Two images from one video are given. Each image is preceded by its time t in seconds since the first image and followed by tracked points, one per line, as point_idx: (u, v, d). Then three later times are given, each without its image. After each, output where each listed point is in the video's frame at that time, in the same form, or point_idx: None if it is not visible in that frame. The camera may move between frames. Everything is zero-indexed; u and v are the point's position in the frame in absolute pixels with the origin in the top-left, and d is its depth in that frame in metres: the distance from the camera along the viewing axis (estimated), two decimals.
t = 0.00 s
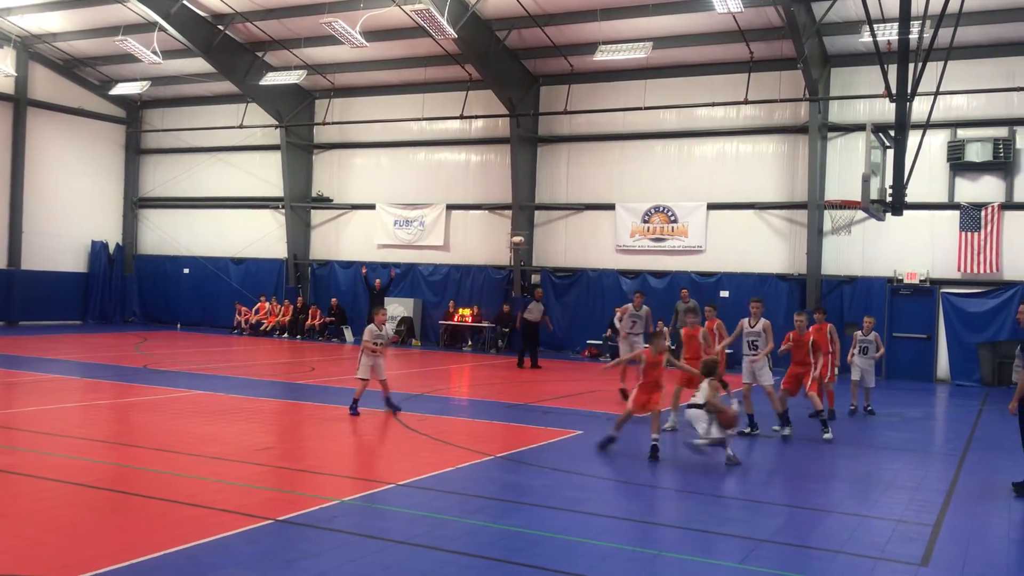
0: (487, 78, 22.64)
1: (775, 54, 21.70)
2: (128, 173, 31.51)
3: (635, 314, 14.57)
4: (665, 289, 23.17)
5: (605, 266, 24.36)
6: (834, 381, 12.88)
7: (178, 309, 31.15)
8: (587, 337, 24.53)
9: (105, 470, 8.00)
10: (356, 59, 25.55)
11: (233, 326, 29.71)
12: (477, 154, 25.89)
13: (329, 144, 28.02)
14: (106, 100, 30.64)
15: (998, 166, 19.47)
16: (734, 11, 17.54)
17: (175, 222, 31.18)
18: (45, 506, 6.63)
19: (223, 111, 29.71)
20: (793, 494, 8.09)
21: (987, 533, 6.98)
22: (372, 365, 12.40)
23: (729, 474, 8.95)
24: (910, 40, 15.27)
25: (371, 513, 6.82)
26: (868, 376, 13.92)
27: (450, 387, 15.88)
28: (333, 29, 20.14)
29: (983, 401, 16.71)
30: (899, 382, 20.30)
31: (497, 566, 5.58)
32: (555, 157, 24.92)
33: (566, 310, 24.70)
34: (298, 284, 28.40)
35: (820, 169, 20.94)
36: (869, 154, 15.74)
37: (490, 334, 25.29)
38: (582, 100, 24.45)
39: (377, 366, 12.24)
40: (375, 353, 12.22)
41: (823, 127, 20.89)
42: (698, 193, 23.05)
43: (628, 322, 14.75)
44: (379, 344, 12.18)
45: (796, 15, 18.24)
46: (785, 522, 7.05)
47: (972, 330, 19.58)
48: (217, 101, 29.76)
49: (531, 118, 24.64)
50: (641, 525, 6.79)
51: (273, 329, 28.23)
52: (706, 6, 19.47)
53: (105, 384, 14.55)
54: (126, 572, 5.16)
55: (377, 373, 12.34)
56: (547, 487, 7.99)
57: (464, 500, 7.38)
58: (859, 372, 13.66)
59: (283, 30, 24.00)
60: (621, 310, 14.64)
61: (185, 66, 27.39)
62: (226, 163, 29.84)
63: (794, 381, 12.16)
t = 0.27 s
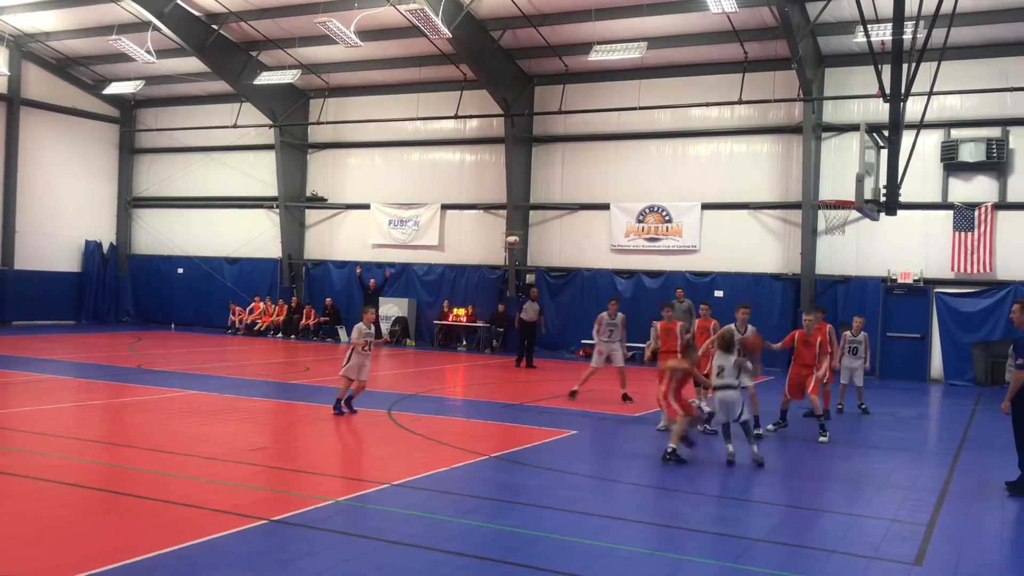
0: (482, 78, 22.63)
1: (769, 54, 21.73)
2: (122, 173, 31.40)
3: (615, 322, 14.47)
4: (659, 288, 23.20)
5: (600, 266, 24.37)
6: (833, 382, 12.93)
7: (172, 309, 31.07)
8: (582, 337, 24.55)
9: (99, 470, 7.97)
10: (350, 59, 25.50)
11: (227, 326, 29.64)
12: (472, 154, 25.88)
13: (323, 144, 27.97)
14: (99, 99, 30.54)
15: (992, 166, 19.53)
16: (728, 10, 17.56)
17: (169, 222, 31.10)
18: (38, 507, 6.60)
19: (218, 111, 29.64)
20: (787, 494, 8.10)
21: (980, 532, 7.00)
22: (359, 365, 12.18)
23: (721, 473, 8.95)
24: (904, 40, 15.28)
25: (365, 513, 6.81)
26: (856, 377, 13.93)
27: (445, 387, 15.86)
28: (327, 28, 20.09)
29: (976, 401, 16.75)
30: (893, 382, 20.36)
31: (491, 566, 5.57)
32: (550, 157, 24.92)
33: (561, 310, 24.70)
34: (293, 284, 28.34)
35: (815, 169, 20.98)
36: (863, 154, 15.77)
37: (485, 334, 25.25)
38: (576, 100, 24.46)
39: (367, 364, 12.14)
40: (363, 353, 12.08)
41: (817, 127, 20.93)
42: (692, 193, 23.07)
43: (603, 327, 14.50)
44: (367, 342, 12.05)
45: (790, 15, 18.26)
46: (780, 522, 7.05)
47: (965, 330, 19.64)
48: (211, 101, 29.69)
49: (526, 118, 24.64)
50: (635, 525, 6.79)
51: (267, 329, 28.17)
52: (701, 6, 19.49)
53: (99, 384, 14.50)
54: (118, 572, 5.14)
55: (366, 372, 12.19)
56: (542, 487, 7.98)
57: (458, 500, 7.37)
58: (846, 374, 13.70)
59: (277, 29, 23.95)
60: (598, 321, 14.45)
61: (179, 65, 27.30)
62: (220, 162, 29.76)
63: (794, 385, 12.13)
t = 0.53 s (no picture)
0: (476, 78, 22.63)
1: (762, 55, 21.76)
2: (115, 172, 31.28)
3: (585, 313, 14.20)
4: (653, 288, 23.24)
5: (594, 266, 24.38)
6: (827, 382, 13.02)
7: (165, 309, 30.97)
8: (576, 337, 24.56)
9: (92, 470, 7.94)
10: (343, 58, 25.46)
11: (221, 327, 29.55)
12: (466, 154, 25.86)
13: (316, 143, 27.91)
14: (92, 99, 30.43)
15: (984, 166, 19.61)
16: (721, 11, 17.59)
17: (162, 222, 31.00)
18: (30, 507, 6.57)
19: (211, 110, 29.56)
20: (781, 493, 8.11)
21: (972, 531, 7.02)
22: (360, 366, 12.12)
23: (716, 473, 8.96)
24: (896, 40, 15.30)
25: (359, 513, 6.79)
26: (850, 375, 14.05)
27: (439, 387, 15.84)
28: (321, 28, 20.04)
29: (969, 400, 16.81)
30: (886, 381, 20.43)
31: (485, 566, 5.57)
32: (544, 157, 24.92)
33: (554, 309, 24.70)
34: (286, 285, 28.28)
35: (808, 170, 21.03)
36: (856, 154, 15.81)
37: (479, 334, 25.23)
38: (570, 100, 24.47)
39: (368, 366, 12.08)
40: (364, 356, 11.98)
41: (811, 127, 20.98)
42: (686, 193, 23.10)
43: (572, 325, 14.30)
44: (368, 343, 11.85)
45: (784, 15, 18.28)
46: (773, 521, 7.07)
47: (958, 330, 19.71)
48: (204, 100, 29.60)
49: (520, 118, 24.65)
50: (630, 525, 6.79)
51: (261, 329, 28.11)
52: (695, 6, 19.50)
53: (92, 384, 14.45)
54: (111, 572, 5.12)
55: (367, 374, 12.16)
56: (536, 487, 7.98)
57: (453, 500, 7.36)
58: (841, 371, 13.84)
59: (271, 29, 23.89)
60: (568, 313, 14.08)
61: (172, 65, 27.22)
62: (214, 162, 29.68)
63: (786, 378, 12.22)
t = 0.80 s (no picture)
0: (473, 78, 22.62)
1: (759, 55, 21.77)
2: (111, 172, 31.22)
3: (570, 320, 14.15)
4: (650, 288, 23.27)
5: (590, 266, 24.38)
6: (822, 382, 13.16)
7: (161, 309, 30.92)
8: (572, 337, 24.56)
9: (88, 470, 7.93)
10: (340, 58, 25.43)
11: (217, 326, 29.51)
12: (463, 153, 25.86)
13: (313, 143, 27.88)
14: (88, 98, 30.37)
15: (980, 166, 19.64)
16: (718, 11, 17.60)
17: (159, 222, 30.95)
18: (26, 507, 6.56)
19: (207, 110, 29.52)
20: (778, 493, 8.12)
21: (968, 530, 7.03)
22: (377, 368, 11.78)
23: (712, 473, 8.97)
24: (893, 40, 15.31)
25: (356, 513, 6.78)
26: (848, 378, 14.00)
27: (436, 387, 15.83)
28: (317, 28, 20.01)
29: (964, 400, 16.85)
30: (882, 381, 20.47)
31: (482, 565, 5.56)
32: (540, 157, 24.92)
33: (551, 309, 24.71)
34: (283, 285, 28.24)
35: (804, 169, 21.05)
36: (852, 153, 15.83)
37: (475, 334, 25.21)
38: (567, 100, 24.48)
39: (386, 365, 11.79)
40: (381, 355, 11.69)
41: (807, 127, 21.01)
42: (682, 193, 23.11)
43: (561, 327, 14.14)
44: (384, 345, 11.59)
45: (780, 15, 18.30)
46: (770, 521, 7.07)
47: (954, 329, 19.75)
48: (201, 100, 29.56)
49: (516, 118, 24.66)
50: (626, 525, 6.79)
51: (257, 329, 28.06)
52: (692, 6, 19.50)
53: (88, 384, 14.42)
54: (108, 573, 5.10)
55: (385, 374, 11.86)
56: (532, 487, 7.97)
57: (449, 500, 7.36)
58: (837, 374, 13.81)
59: (267, 28, 23.86)
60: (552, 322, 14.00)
61: (168, 64, 27.17)
62: (210, 162, 29.64)
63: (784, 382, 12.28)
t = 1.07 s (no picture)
0: (470, 78, 22.62)
1: (755, 55, 21.79)
2: (107, 172, 31.16)
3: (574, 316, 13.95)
4: (647, 288, 23.31)
5: (587, 266, 24.38)
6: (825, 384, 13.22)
7: (157, 309, 30.87)
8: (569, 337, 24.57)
9: (84, 470, 7.91)
10: (337, 58, 25.40)
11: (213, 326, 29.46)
12: (459, 153, 25.85)
13: (309, 143, 27.85)
14: (84, 98, 30.31)
15: (977, 166, 19.67)
16: (714, 11, 17.60)
17: (155, 221, 30.90)
18: (22, 507, 6.54)
19: (204, 110, 29.47)
20: (773, 493, 8.12)
21: (965, 530, 7.04)
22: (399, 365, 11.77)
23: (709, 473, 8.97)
24: (889, 40, 15.32)
25: (353, 513, 6.78)
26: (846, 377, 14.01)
27: (432, 387, 15.81)
28: (314, 28, 19.99)
29: (961, 399, 16.88)
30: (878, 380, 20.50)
31: (478, 566, 5.56)
32: (537, 157, 24.92)
33: (548, 309, 24.71)
34: (279, 285, 28.19)
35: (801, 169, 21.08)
36: (849, 153, 15.83)
37: (472, 333, 25.19)
38: (564, 100, 24.48)
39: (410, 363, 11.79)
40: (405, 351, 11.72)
41: (803, 127, 21.03)
42: (679, 193, 23.13)
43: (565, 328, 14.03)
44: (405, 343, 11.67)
45: (777, 15, 18.30)
46: (766, 520, 7.08)
47: (950, 329, 19.79)
48: (197, 100, 29.51)
49: (513, 118, 24.66)
50: (623, 524, 6.79)
51: (253, 329, 28.03)
52: (689, 6, 19.50)
53: (84, 384, 14.39)
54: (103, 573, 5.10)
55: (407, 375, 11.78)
56: (530, 487, 7.97)
57: (446, 500, 7.35)
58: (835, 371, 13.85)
59: (264, 28, 23.83)
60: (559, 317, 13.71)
61: (165, 64, 27.13)
62: (206, 162, 29.59)
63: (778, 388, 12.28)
